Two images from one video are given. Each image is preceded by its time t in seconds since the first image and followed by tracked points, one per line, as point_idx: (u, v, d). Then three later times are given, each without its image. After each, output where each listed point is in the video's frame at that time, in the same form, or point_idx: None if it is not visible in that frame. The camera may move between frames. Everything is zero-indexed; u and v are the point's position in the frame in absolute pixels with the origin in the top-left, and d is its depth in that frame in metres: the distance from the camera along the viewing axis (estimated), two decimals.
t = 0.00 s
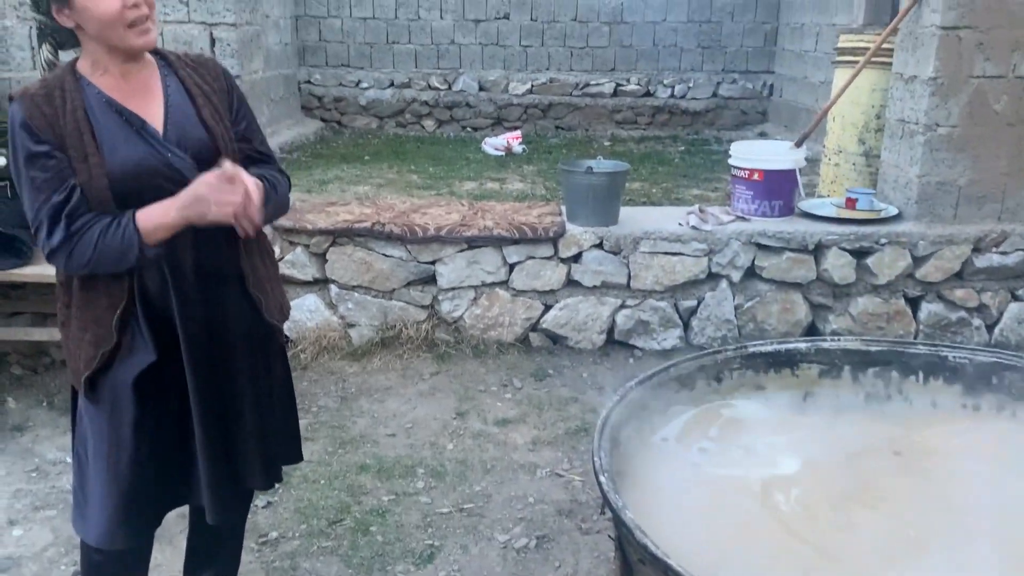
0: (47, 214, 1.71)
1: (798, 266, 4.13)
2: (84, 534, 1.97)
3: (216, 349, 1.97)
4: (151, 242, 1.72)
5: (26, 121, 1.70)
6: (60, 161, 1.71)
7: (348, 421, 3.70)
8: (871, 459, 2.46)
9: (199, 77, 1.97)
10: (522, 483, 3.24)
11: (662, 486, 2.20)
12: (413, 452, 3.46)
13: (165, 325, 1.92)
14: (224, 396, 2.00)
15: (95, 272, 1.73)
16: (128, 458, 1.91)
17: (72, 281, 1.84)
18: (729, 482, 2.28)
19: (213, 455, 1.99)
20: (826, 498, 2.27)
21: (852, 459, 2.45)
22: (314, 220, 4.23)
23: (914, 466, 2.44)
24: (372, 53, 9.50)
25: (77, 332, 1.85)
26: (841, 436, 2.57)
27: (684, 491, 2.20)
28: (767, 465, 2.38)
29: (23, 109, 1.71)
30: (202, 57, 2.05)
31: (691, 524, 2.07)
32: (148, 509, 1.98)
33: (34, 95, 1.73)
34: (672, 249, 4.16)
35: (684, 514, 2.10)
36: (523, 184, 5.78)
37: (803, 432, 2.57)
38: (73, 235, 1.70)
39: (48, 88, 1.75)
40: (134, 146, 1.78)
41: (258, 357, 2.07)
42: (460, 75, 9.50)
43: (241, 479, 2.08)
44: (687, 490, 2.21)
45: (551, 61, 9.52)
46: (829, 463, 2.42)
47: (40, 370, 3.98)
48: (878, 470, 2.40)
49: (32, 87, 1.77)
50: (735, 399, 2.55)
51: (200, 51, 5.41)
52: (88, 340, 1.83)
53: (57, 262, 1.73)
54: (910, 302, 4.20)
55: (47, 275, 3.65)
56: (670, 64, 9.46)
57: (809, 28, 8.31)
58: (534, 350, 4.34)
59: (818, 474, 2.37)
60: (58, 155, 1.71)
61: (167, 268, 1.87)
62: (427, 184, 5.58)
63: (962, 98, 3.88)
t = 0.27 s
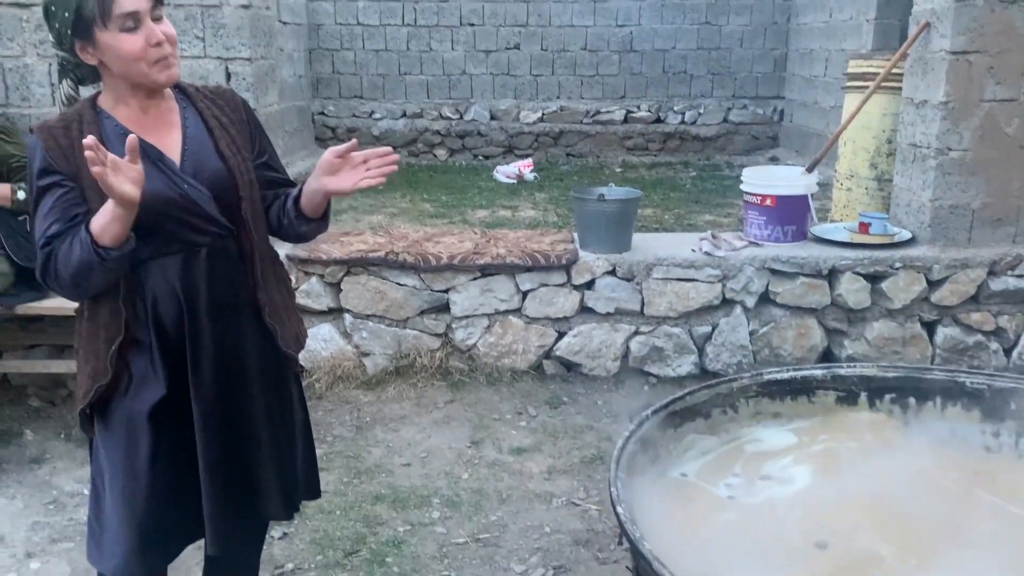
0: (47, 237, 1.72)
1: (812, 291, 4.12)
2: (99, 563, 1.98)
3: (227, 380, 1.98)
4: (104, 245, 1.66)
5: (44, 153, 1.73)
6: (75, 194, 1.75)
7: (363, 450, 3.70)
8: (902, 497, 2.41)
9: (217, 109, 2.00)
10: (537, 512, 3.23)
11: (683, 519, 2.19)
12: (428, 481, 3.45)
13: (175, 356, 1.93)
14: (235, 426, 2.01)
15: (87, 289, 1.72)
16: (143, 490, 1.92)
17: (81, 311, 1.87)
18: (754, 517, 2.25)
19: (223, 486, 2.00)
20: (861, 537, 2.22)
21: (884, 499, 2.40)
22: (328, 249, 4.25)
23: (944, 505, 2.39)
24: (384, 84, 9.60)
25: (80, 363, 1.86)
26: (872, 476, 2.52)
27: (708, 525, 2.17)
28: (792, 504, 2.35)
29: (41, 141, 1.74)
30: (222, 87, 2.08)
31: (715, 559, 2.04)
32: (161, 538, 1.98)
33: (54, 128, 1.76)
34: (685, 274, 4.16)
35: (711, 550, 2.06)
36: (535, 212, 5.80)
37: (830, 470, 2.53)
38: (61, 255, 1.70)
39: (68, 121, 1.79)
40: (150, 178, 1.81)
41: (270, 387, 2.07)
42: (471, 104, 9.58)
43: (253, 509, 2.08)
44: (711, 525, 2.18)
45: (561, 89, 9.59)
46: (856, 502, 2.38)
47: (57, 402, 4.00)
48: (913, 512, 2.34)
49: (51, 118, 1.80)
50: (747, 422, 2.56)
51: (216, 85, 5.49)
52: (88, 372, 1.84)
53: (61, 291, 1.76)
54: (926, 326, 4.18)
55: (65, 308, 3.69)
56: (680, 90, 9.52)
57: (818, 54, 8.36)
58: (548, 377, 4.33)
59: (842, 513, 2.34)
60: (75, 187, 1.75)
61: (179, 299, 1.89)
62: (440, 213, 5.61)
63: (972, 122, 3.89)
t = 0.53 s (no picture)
0: (103, 273, 1.73)
1: (828, 314, 4.10)
2: None
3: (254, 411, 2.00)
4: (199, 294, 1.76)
5: (75, 189, 1.74)
6: (108, 230, 1.76)
7: (379, 478, 3.70)
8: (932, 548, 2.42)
9: (236, 144, 2.02)
10: (554, 540, 3.21)
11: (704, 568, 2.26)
12: (444, 509, 3.44)
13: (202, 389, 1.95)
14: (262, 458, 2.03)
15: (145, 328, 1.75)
16: (164, 522, 1.93)
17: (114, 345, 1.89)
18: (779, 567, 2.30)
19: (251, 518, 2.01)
20: None
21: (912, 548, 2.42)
22: (343, 276, 4.27)
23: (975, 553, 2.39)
24: (398, 112, 9.67)
25: (118, 396, 1.89)
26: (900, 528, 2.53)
27: None
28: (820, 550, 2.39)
29: (70, 177, 1.75)
30: (239, 124, 2.10)
31: None
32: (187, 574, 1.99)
33: (82, 163, 1.78)
34: (700, 299, 4.15)
35: None
36: (548, 237, 5.81)
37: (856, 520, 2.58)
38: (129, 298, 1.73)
39: (95, 157, 1.80)
40: (174, 212, 1.82)
41: (292, 418, 2.10)
42: (484, 130, 9.64)
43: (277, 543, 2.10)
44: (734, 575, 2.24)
45: (574, 115, 9.64)
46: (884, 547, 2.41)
47: (75, 431, 4.03)
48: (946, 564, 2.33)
49: (77, 154, 1.82)
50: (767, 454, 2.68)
51: (232, 116, 5.55)
52: (130, 404, 1.87)
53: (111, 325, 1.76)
54: (944, 349, 4.14)
55: (83, 337, 3.72)
56: (692, 114, 9.54)
57: (830, 77, 8.37)
58: (564, 403, 4.32)
59: (863, 560, 2.35)
60: (105, 222, 1.76)
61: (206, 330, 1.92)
62: (454, 238, 5.63)
63: (987, 144, 3.88)
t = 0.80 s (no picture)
0: (115, 282, 1.74)
1: (840, 333, 4.08)
2: None
3: (263, 433, 1.99)
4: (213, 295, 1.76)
5: (91, 206, 1.78)
6: (122, 247, 1.78)
7: (389, 499, 3.69)
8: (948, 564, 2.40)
9: (252, 165, 2.03)
10: (565, 562, 3.18)
11: None
12: (454, 530, 3.42)
13: (211, 409, 1.94)
14: (271, 480, 2.02)
15: (157, 338, 1.76)
16: (171, 543, 1.93)
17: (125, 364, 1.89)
18: None
19: (259, 539, 2.00)
20: None
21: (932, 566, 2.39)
22: (354, 296, 4.28)
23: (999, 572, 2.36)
24: (408, 132, 9.73)
25: (129, 415, 1.89)
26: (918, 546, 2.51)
27: None
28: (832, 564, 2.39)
29: (87, 195, 1.79)
30: (257, 145, 2.13)
31: None
32: None
33: (100, 181, 1.82)
34: (711, 317, 4.14)
35: None
36: (558, 256, 5.81)
37: (872, 538, 2.55)
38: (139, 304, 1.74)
39: (112, 176, 1.84)
40: (188, 231, 1.85)
41: (302, 439, 2.09)
42: (494, 150, 9.68)
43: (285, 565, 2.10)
44: None
45: (583, 134, 9.67)
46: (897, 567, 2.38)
47: (86, 452, 4.04)
48: None
49: (97, 173, 1.86)
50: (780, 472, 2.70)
51: (243, 137, 5.60)
52: (141, 423, 1.87)
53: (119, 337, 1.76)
54: (957, 367, 4.11)
55: (95, 358, 3.74)
56: (701, 133, 9.56)
57: (839, 95, 8.38)
58: (575, 423, 4.30)
59: None
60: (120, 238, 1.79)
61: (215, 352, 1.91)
62: (464, 258, 5.64)
63: (998, 161, 3.87)
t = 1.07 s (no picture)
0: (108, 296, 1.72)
1: (843, 341, 4.07)
2: None
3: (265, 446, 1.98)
4: (172, 324, 1.66)
5: (93, 218, 1.78)
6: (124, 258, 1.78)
7: (392, 510, 3.67)
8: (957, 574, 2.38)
9: (257, 180, 2.04)
10: (569, 573, 3.17)
11: None
12: (457, 541, 3.41)
13: (214, 421, 1.94)
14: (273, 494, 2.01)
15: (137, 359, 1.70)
16: (175, 554, 1.94)
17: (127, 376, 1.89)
18: None
19: (260, 552, 2.00)
20: None
21: None
22: (356, 306, 4.29)
23: None
24: (411, 142, 9.75)
25: (130, 428, 1.89)
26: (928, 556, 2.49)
27: None
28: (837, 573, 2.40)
29: (90, 206, 1.79)
30: (261, 161, 2.14)
31: None
32: None
33: (102, 193, 1.82)
34: (714, 326, 4.13)
35: None
36: (561, 266, 5.81)
37: (880, 546, 2.54)
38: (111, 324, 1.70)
39: (116, 188, 1.84)
40: (191, 241, 1.84)
41: (305, 451, 2.08)
42: (496, 160, 9.70)
43: None
44: None
45: (585, 144, 9.69)
46: None
47: (89, 464, 4.04)
48: None
49: (100, 185, 1.86)
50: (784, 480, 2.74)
51: (246, 148, 5.61)
52: (141, 436, 1.88)
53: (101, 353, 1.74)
54: (962, 375, 4.10)
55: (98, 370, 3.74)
56: (703, 142, 9.57)
57: (840, 103, 8.39)
58: (578, 433, 4.29)
59: None
60: (121, 251, 1.78)
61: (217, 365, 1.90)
62: (466, 268, 5.64)
63: (1000, 168, 3.87)
